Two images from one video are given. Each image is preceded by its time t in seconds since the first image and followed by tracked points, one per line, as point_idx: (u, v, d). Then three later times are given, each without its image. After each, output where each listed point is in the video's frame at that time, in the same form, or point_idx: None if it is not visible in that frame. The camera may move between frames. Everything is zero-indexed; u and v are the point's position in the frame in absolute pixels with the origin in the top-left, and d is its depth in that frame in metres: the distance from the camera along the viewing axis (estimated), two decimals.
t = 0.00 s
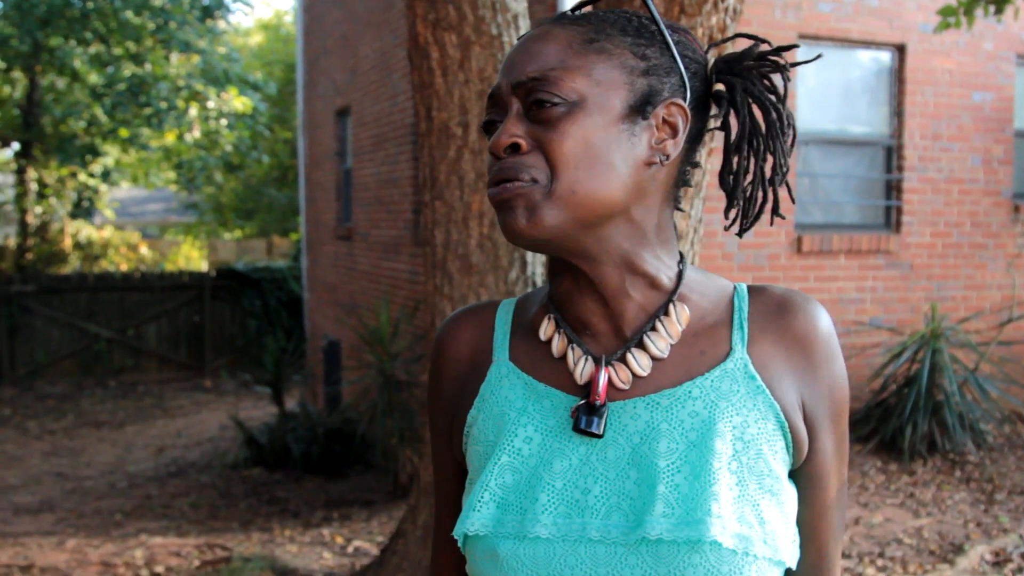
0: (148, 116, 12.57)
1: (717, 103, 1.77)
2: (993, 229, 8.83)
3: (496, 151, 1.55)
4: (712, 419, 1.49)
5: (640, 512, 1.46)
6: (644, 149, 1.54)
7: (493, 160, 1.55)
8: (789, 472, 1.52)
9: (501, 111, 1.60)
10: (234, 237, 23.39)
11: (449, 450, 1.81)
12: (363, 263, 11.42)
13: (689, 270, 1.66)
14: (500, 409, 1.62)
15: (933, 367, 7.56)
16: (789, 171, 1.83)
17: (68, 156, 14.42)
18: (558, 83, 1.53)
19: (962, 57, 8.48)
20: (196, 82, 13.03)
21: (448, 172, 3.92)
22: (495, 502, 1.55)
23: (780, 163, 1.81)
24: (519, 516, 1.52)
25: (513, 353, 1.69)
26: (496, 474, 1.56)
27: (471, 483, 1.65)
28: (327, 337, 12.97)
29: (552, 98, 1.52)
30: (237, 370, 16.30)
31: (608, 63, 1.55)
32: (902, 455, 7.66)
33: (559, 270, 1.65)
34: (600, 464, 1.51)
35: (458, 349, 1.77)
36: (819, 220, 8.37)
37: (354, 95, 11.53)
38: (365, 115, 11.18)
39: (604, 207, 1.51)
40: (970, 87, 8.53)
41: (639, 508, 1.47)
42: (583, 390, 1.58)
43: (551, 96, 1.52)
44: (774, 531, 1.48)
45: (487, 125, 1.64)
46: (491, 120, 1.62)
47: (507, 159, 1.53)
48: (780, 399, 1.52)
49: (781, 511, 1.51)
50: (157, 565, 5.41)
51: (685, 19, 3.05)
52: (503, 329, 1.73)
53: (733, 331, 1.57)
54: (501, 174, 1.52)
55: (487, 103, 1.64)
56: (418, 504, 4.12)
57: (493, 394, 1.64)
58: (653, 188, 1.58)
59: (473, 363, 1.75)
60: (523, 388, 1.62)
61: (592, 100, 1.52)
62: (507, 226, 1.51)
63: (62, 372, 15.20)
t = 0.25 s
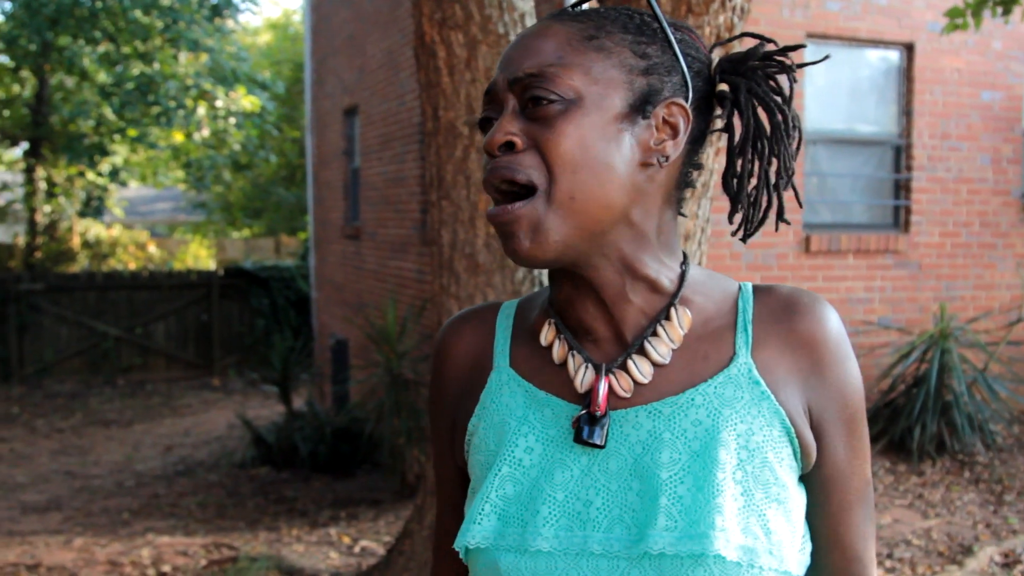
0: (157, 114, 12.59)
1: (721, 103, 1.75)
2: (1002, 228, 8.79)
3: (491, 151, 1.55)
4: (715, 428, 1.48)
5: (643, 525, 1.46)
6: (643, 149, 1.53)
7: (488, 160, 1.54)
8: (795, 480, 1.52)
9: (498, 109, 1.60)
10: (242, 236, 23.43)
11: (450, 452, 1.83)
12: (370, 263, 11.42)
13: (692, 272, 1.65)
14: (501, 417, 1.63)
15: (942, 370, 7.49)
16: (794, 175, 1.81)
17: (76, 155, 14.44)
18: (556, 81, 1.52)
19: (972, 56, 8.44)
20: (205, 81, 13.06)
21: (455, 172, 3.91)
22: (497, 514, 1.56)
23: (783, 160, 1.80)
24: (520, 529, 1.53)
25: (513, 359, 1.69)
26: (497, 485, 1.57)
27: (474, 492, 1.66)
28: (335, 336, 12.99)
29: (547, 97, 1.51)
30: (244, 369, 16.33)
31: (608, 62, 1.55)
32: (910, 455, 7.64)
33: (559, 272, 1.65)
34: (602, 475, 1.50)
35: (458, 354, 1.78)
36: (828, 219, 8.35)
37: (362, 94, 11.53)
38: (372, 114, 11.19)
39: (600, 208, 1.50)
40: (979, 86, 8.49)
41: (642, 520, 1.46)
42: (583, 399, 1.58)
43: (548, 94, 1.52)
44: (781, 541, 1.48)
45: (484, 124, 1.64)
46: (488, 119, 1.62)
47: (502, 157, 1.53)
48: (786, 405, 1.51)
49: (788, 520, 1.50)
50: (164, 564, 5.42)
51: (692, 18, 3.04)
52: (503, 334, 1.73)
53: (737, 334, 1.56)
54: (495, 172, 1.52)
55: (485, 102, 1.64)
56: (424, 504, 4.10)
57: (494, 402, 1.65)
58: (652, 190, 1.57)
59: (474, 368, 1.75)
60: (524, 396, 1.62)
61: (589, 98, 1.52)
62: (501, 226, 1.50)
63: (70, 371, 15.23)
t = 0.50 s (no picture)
0: (167, 116, 12.63)
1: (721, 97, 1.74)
2: (1014, 227, 8.75)
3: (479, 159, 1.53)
4: (721, 443, 1.47)
5: (649, 544, 1.45)
6: (637, 152, 1.51)
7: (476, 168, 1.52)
8: (804, 492, 1.51)
9: (486, 113, 1.57)
10: (252, 237, 23.50)
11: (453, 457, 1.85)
12: (380, 263, 11.43)
13: (695, 274, 1.64)
14: (502, 431, 1.62)
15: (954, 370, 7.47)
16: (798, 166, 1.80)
17: (86, 156, 14.50)
18: (546, 84, 1.50)
19: (982, 54, 8.40)
20: (214, 82, 13.09)
21: (464, 172, 3.91)
22: (499, 532, 1.55)
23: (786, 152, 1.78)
24: (523, 548, 1.52)
25: (513, 369, 1.69)
26: (499, 502, 1.56)
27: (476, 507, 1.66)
28: (345, 336, 13.01)
29: (536, 102, 1.49)
30: (254, 369, 16.37)
31: (599, 61, 1.53)
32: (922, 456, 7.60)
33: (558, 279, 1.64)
34: (606, 492, 1.50)
35: (457, 363, 1.79)
36: (838, 218, 8.32)
37: (372, 95, 11.54)
38: (382, 115, 11.20)
39: (594, 215, 1.48)
40: (990, 84, 8.45)
41: (647, 540, 1.46)
42: (585, 413, 1.58)
43: (537, 99, 1.49)
44: (790, 556, 1.47)
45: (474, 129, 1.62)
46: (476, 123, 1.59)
47: (492, 166, 1.51)
48: (794, 415, 1.50)
49: (797, 535, 1.49)
50: (174, 566, 5.43)
51: (701, 18, 3.03)
52: (503, 343, 1.74)
53: (744, 341, 1.55)
54: (485, 183, 1.50)
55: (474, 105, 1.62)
56: (434, 505, 4.09)
57: (495, 416, 1.65)
58: (650, 192, 1.55)
59: (474, 376, 1.76)
60: (524, 409, 1.62)
61: (580, 101, 1.50)
62: (493, 238, 1.49)
63: (81, 372, 15.29)
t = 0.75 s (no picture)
0: (184, 117, 12.70)
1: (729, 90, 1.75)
2: None
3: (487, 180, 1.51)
4: (734, 445, 1.47)
5: (661, 546, 1.46)
6: (649, 162, 1.50)
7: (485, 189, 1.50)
8: (818, 494, 1.51)
9: (490, 128, 1.55)
10: (269, 238, 23.66)
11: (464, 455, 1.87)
12: (396, 263, 11.46)
13: (708, 275, 1.63)
14: (512, 431, 1.63)
15: (971, 368, 7.46)
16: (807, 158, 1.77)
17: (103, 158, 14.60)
18: (552, 98, 1.48)
19: (1000, 52, 8.35)
20: (231, 83, 13.16)
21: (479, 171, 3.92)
22: (507, 533, 1.56)
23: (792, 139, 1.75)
24: (531, 550, 1.54)
25: (524, 370, 1.70)
26: (508, 503, 1.57)
27: (486, 506, 1.67)
28: (361, 336, 13.05)
29: (546, 121, 1.47)
30: (271, 370, 16.46)
31: (605, 70, 1.50)
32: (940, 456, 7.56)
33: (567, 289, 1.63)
34: (617, 493, 1.51)
35: (467, 364, 1.80)
36: (856, 218, 8.29)
37: (387, 95, 11.58)
38: (397, 115, 11.23)
39: (610, 234, 1.48)
40: (1008, 82, 8.40)
41: (657, 543, 1.46)
42: (596, 414, 1.58)
43: (544, 114, 1.47)
44: (803, 560, 1.47)
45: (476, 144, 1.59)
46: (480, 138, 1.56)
47: (502, 188, 1.49)
48: (809, 417, 1.50)
49: (809, 539, 1.49)
50: (191, 565, 5.47)
51: (716, 16, 3.03)
52: (512, 344, 1.75)
53: (757, 343, 1.55)
54: (497, 205, 1.48)
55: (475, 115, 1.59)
56: (450, 505, 4.09)
57: (504, 416, 1.66)
58: (663, 199, 1.54)
59: (485, 376, 1.77)
60: (534, 409, 1.63)
61: (589, 115, 1.48)
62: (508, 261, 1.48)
63: (99, 372, 15.41)
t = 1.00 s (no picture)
0: (202, 116, 12.79)
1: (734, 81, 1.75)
2: None
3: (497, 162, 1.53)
4: (743, 445, 1.48)
5: (670, 548, 1.46)
6: (657, 143, 1.52)
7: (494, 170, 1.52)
8: (832, 493, 1.51)
9: (499, 114, 1.58)
10: (287, 237, 23.76)
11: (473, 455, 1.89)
12: (414, 262, 11.49)
13: (719, 271, 1.64)
14: (522, 434, 1.65)
15: (991, 368, 7.40)
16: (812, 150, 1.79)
17: (122, 157, 14.71)
18: (560, 78, 1.50)
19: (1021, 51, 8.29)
20: (249, 82, 13.23)
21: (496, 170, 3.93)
22: (517, 536, 1.58)
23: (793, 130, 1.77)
24: (541, 551, 1.55)
25: (533, 373, 1.72)
26: (517, 505, 1.58)
27: (495, 508, 1.68)
28: (379, 335, 13.09)
29: (554, 100, 1.49)
30: (289, 368, 16.54)
31: (611, 52, 1.53)
32: (958, 457, 7.52)
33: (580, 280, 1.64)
34: (626, 495, 1.52)
35: (475, 367, 1.82)
36: (874, 217, 8.25)
37: (405, 94, 11.61)
38: (415, 114, 11.26)
39: (620, 210, 1.48)
40: None
41: (667, 544, 1.47)
42: (606, 414, 1.60)
43: (552, 93, 1.50)
44: (815, 561, 1.48)
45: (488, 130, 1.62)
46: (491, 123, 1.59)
47: (511, 167, 1.51)
48: (822, 415, 1.50)
49: (823, 540, 1.49)
50: (208, 563, 5.52)
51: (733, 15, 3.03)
52: (521, 344, 1.77)
53: (769, 341, 1.56)
54: (506, 183, 1.50)
55: (485, 104, 1.62)
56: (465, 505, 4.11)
57: (514, 418, 1.67)
58: (673, 182, 1.55)
59: (494, 378, 1.79)
60: (544, 411, 1.65)
61: (597, 94, 1.50)
62: (517, 238, 1.49)
63: (118, 370, 15.52)
